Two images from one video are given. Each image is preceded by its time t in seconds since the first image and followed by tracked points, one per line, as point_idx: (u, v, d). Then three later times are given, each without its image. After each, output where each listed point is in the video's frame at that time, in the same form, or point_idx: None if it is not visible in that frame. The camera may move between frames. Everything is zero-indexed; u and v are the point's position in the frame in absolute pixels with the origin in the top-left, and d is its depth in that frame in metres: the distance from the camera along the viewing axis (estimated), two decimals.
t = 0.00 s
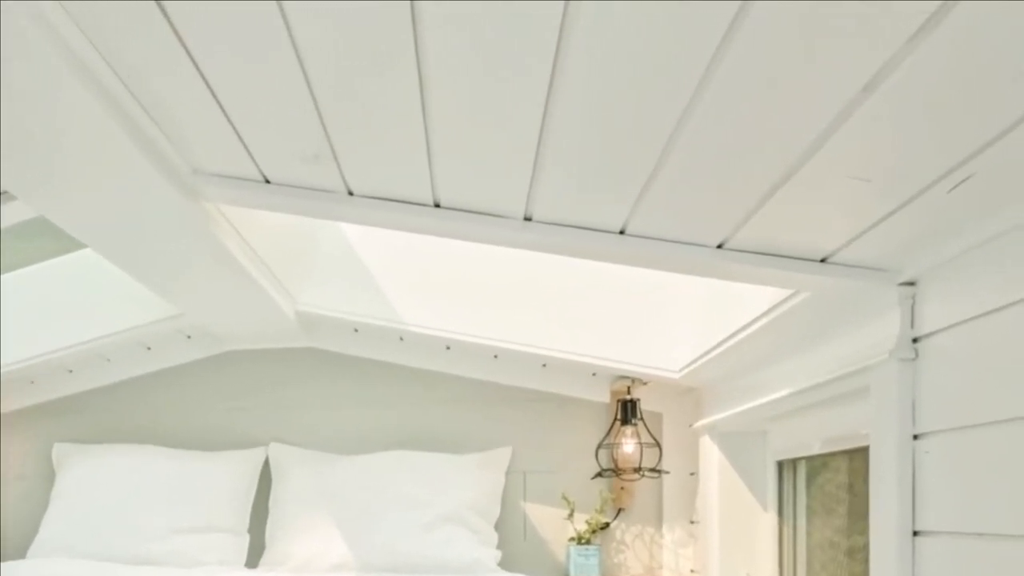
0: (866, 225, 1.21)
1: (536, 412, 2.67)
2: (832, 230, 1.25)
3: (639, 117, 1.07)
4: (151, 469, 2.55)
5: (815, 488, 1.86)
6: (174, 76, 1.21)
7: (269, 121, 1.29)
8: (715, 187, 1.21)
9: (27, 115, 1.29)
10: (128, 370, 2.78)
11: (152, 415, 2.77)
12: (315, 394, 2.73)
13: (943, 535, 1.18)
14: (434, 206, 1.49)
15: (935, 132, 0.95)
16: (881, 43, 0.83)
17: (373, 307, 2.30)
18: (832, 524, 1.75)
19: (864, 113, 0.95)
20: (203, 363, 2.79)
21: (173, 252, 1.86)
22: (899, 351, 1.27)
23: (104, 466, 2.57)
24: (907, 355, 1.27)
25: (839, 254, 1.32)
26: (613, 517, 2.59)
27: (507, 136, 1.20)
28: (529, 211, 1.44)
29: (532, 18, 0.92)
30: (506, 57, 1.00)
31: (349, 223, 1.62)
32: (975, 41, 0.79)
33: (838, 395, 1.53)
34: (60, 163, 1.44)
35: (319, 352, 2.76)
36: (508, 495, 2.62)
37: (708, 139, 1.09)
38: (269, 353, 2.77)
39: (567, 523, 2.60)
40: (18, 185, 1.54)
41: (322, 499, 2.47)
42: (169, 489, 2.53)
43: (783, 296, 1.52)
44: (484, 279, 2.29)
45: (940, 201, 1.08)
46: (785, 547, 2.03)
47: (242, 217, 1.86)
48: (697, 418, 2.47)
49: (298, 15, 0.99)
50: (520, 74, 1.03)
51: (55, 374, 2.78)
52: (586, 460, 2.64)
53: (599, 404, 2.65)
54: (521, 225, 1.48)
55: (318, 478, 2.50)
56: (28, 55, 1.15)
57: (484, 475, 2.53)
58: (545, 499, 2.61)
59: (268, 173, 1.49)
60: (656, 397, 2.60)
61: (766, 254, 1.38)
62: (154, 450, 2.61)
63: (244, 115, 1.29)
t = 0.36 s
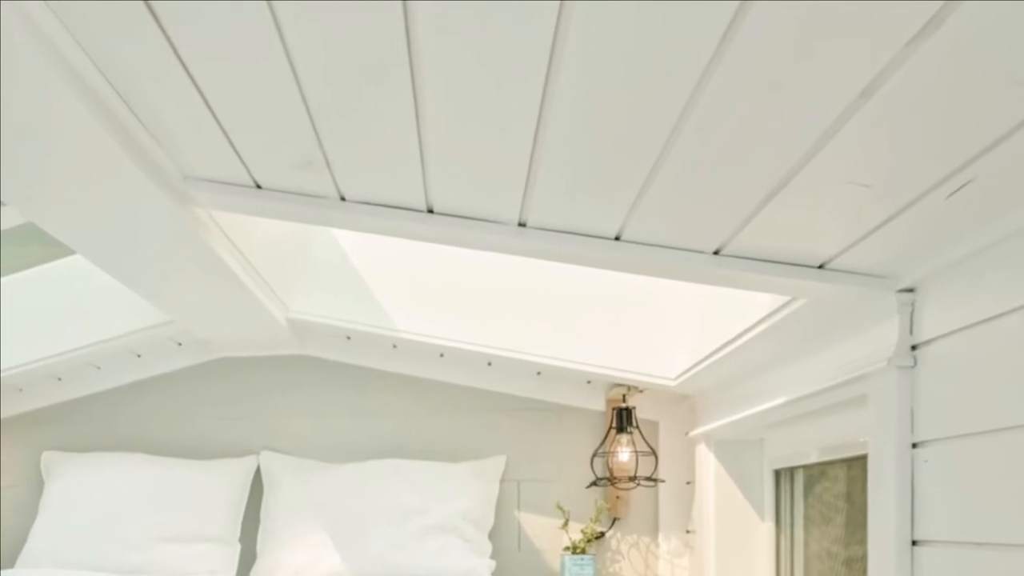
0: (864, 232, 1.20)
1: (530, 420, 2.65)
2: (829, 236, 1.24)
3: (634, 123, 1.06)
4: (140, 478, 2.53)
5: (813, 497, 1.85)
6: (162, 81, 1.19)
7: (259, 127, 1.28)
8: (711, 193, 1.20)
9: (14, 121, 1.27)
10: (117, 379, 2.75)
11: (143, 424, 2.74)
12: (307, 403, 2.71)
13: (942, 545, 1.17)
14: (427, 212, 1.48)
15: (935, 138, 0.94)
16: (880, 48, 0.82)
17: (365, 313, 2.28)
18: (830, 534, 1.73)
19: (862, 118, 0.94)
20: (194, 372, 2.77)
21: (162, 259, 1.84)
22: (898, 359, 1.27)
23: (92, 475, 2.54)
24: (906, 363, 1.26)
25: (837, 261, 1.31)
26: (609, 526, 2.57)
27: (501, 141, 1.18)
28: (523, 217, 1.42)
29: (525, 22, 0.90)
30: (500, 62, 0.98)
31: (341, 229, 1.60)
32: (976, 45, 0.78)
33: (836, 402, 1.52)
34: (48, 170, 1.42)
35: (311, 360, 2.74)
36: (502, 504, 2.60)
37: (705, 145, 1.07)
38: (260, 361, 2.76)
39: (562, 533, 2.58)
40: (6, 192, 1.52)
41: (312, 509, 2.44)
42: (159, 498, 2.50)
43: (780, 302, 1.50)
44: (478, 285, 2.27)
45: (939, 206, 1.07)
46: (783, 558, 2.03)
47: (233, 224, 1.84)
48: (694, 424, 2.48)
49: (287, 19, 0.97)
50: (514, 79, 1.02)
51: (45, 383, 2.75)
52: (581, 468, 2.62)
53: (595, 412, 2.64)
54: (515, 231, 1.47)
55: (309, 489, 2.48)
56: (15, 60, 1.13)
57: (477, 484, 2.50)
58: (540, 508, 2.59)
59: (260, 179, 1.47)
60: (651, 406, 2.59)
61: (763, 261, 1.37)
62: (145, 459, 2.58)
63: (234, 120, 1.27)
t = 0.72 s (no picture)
0: (863, 240, 1.19)
1: (524, 428, 2.64)
2: (827, 242, 1.22)
3: (630, 126, 1.05)
4: (131, 486, 2.51)
5: (811, 506, 1.83)
6: (151, 84, 1.17)
7: (249, 130, 1.26)
8: (707, 198, 1.18)
9: (2, 124, 1.25)
10: (106, 387, 2.71)
11: (133, 432, 2.72)
12: (299, 411, 2.69)
13: (941, 554, 1.16)
14: (421, 218, 1.46)
15: (934, 141, 0.93)
16: (880, 49, 0.80)
17: (358, 319, 2.26)
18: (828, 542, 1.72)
19: (861, 122, 0.93)
20: (185, 379, 2.74)
21: (151, 265, 1.83)
22: (896, 365, 1.26)
23: (81, 484, 2.52)
24: (904, 370, 1.25)
25: (836, 267, 1.30)
26: (604, 535, 2.56)
27: (495, 144, 1.17)
28: (517, 222, 1.41)
29: (519, 23, 0.89)
30: (494, 63, 0.97)
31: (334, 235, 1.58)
32: (976, 46, 0.76)
33: (833, 409, 1.50)
34: (35, 175, 1.41)
35: (304, 367, 2.72)
36: (496, 512, 2.58)
37: (702, 148, 1.06)
38: (252, 369, 2.74)
39: (557, 542, 2.56)
40: None
41: (305, 518, 2.42)
42: (149, 507, 2.48)
43: (776, 310, 1.49)
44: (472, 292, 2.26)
45: (938, 211, 1.06)
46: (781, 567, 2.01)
47: (225, 230, 1.83)
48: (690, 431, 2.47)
49: (278, 19, 0.96)
50: (508, 80, 1.00)
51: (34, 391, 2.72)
52: (576, 476, 2.60)
53: (589, 419, 2.62)
54: (509, 236, 1.45)
55: (301, 497, 2.46)
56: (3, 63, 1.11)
57: (471, 492, 2.49)
58: (534, 517, 2.57)
59: (251, 184, 1.46)
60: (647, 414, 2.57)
61: (760, 267, 1.36)
62: (136, 467, 2.56)
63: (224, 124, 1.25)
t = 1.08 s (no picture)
0: (861, 246, 1.19)
1: (520, 434, 2.62)
2: (825, 246, 1.22)
3: (627, 130, 1.04)
4: (123, 492, 2.49)
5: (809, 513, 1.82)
6: (144, 87, 1.16)
7: (242, 134, 1.25)
8: (705, 202, 1.18)
9: None
10: (100, 393, 2.70)
11: (125, 438, 2.70)
12: (293, 418, 2.67)
13: (941, 561, 1.14)
14: (416, 222, 1.45)
15: (932, 145, 0.92)
16: (878, 51, 0.80)
17: (353, 325, 2.25)
18: (827, 550, 1.70)
19: (859, 125, 0.92)
20: (178, 385, 2.72)
21: (144, 271, 1.81)
22: (895, 371, 1.25)
23: (73, 490, 2.50)
24: (903, 375, 1.24)
25: (834, 272, 1.29)
26: (601, 542, 2.52)
27: (490, 148, 1.16)
28: (513, 227, 1.40)
29: (513, 25, 0.88)
30: (489, 65, 0.96)
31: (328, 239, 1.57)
32: (976, 48, 0.76)
33: (831, 415, 1.49)
34: (21, 181, 1.40)
35: (298, 373, 2.71)
36: (491, 519, 2.56)
37: (699, 152, 1.06)
38: (246, 375, 2.72)
39: (553, 549, 2.54)
40: None
41: (298, 525, 2.40)
42: (141, 515, 2.45)
43: (774, 315, 1.48)
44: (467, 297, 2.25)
45: (937, 216, 1.05)
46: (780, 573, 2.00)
47: (219, 235, 1.82)
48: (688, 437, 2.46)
49: (270, 19, 0.95)
50: (503, 82, 0.99)
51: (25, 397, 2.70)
52: (572, 482, 2.58)
53: (585, 426, 2.61)
54: (505, 241, 1.44)
55: (295, 505, 2.44)
56: None
57: (466, 499, 2.47)
58: (530, 524, 2.55)
59: (245, 188, 1.44)
60: (644, 420, 2.55)
61: (757, 271, 1.35)
62: (128, 473, 2.54)
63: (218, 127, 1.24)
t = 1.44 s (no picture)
0: (861, 248, 1.18)
1: (518, 439, 2.61)
2: (824, 249, 1.21)
3: (625, 132, 1.03)
4: (117, 498, 2.47)
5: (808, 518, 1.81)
6: (139, 90, 1.15)
7: (237, 136, 1.24)
8: (704, 204, 1.17)
9: None
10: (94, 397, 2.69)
11: (119, 442, 2.68)
12: (289, 421, 2.66)
13: (942, 567, 1.13)
14: (412, 226, 1.44)
15: (933, 146, 0.92)
16: (880, 52, 0.79)
17: (349, 330, 2.25)
18: (825, 555, 1.70)
19: (858, 129, 0.92)
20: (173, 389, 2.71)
21: (139, 274, 1.80)
22: (894, 376, 1.24)
23: (65, 495, 2.48)
24: (902, 380, 1.23)
25: (834, 274, 1.28)
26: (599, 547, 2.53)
27: (487, 150, 1.15)
28: (510, 230, 1.39)
29: (511, 26, 0.87)
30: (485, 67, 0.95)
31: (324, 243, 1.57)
32: (976, 48, 0.75)
33: (831, 419, 1.49)
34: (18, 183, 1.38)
35: (294, 377, 2.69)
36: (488, 524, 2.55)
37: (698, 154, 1.05)
38: (242, 378, 2.70)
39: (550, 554, 2.53)
40: None
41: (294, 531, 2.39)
42: (135, 520, 2.44)
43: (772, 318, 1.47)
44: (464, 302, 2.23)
45: (937, 218, 1.04)
46: None
47: (217, 241, 1.81)
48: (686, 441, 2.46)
49: (266, 19, 0.93)
50: (500, 84, 0.99)
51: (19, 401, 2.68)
52: (570, 486, 2.57)
53: (583, 429, 2.60)
54: (502, 244, 1.44)
55: (291, 510, 2.42)
56: None
57: (463, 502, 2.46)
58: (527, 528, 2.55)
59: (240, 192, 1.44)
60: (641, 425, 2.54)
61: (755, 276, 1.34)
62: (122, 478, 2.53)
63: (212, 128, 1.23)
